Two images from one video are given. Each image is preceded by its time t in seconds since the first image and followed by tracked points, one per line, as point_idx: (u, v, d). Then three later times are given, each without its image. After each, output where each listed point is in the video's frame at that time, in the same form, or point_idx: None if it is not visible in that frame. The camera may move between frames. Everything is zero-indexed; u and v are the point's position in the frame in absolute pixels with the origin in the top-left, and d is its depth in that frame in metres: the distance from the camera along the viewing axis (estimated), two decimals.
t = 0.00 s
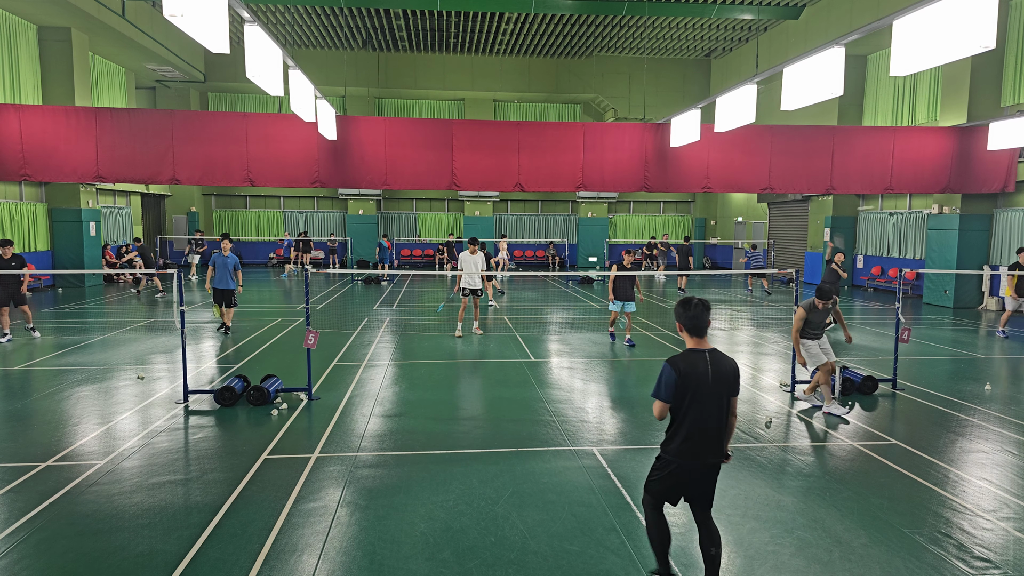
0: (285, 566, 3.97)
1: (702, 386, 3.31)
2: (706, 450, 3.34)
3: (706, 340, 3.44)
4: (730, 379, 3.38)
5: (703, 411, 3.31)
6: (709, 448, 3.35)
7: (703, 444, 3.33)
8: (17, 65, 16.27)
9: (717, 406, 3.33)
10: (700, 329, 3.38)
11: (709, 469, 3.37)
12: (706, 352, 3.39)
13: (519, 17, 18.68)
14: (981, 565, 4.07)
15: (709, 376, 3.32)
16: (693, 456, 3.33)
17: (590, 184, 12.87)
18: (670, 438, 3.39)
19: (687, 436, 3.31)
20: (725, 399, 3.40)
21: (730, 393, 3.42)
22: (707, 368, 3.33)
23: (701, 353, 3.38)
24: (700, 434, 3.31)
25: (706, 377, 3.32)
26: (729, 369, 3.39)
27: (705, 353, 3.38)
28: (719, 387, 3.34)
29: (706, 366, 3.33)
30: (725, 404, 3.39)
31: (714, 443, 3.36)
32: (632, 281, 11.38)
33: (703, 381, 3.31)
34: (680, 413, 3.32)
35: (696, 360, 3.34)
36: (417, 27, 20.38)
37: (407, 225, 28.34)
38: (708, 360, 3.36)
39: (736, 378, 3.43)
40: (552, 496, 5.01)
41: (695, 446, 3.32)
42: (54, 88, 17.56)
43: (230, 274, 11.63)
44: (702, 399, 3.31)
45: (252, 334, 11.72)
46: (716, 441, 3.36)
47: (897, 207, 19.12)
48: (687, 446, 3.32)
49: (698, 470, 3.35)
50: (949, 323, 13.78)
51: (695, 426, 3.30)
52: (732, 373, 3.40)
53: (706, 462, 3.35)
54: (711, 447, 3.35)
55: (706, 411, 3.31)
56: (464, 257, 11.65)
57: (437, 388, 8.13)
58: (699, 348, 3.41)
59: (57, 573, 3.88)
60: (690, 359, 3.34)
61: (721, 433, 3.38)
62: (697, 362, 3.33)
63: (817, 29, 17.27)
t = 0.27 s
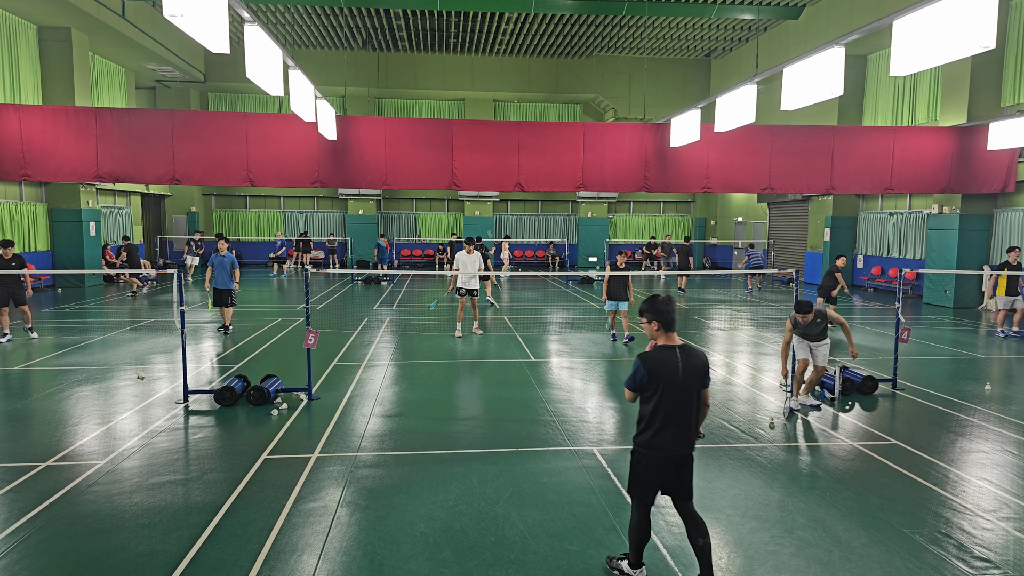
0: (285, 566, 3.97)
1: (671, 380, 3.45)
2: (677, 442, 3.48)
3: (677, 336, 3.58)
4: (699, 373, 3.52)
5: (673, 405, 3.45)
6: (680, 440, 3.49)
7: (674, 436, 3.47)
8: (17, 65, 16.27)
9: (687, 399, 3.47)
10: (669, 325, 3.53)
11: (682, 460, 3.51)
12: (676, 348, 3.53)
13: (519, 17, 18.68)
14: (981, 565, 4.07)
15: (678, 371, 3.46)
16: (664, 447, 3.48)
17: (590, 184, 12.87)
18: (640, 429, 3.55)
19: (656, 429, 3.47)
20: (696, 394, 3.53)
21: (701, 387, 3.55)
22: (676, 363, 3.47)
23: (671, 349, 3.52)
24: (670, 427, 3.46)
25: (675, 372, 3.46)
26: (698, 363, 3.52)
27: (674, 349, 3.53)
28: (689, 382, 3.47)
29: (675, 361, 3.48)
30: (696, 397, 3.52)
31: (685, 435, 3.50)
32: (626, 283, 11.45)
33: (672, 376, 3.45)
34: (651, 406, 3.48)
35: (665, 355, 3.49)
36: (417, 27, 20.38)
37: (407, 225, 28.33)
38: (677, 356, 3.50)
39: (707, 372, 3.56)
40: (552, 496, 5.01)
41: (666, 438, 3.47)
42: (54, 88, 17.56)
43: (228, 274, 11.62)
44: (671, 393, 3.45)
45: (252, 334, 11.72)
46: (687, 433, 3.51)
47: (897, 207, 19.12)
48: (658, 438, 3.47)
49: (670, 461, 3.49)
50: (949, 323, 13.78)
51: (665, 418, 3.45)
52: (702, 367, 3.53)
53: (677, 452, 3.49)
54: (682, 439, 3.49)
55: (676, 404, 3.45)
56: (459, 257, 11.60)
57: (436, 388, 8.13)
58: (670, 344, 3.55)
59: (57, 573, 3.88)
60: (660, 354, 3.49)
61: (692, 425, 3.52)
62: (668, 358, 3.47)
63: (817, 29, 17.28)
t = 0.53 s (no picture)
0: (285, 566, 3.97)
1: (643, 373, 3.64)
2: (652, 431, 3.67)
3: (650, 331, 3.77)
4: (672, 366, 3.70)
5: (646, 396, 3.64)
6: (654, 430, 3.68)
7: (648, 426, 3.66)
8: (17, 65, 16.27)
9: (659, 390, 3.66)
10: (641, 321, 3.71)
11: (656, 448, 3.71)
12: (649, 343, 3.71)
13: (519, 17, 18.68)
14: (981, 565, 4.07)
15: (650, 364, 3.65)
16: (639, 437, 3.67)
17: (590, 184, 12.87)
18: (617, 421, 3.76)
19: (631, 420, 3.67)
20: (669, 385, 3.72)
21: (674, 379, 3.73)
22: (649, 357, 3.66)
23: (644, 344, 3.71)
24: (645, 417, 3.66)
25: (648, 365, 3.65)
26: (671, 356, 3.70)
27: (647, 344, 3.71)
28: (661, 374, 3.66)
29: (647, 355, 3.66)
30: (669, 389, 3.71)
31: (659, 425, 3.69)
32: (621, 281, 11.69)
33: (644, 369, 3.64)
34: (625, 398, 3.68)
35: (638, 350, 3.68)
36: (417, 27, 20.38)
37: (407, 225, 28.33)
38: (650, 350, 3.68)
39: (680, 365, 3.74)
40: (552, 496, 5.01)
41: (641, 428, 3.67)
42: (54, 88, 17.56)
43: (226, 274, 11.62)
44: (644, 385, 3.64)
45: (252, 334, 11.72)
46: (661, 423, 3.70)
47: (897, 207, 19.12)
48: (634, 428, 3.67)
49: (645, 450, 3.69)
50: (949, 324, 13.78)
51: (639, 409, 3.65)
52: (674, 360, 3.72)
53: (652, 441, 3.69)
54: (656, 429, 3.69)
55: (649, 395, 3.64)
56: (454, 257, 11.60)
57: (436, 388, 8.13)
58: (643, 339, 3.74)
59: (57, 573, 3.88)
60: (634, 349, 3.68)
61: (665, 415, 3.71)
62: (639, 353, 3.66)
63: (817, 29, 17.27)
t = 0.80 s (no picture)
0: (285, 566, 3.97)
1: (624, 371, 3.69)
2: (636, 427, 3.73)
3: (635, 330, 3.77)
4: (655, 366, 3.71)
5: (628, 394, 3.71)
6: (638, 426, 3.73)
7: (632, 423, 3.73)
8: (18, 65, 16.27)
9: (641, 388, 3.70)
10: (623, 320, 3.72)
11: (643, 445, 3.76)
12: (632, 342, 3.73)
13: (519, 17, 18.68)
14: (981, 565, 4.07)
15: (632, 363, 3.68)
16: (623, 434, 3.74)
17: (590, 184, 12.87)
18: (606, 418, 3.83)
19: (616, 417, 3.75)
20: (654, 383, 3.73)
21: (659, 377, 3.73)
22: (630, 356, 3.69)
23: (627, 343, 3.73)
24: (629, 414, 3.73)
25: (628, 364, 3.69)
26: (656, 355, 3.71)
27: (630, 343, 3.73)
28: (644, 373, 3.69)
29: (629, 354, 3.70)
30: (654, 386, 3.73)
31: (642, 422, 3.73)
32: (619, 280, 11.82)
33: (625, 368, 3.69)
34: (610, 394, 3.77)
35: (620, 349, 3.72)
36: (417, 27, 20.38)
37: (407, 225, 28.34)
38: (633, 349, 3.71)
39: (666, 363, 3.72)
40: (552, 496, 5.01)
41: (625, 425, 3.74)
42: (54, 88, 17.56)
43: (226, 273, 11.61)
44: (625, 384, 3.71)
45: (253, 334, 11.72)
46: (647, 420, 3.74)
47: (897, 208, 19.13)
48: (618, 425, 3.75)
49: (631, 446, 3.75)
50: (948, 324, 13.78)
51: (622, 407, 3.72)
52: (658, 358, 3.72)
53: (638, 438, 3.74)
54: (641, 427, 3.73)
55: (631, 394, 3.71)
56: (452, 256, 11.60)
57: (436, 388, 8.13)
58: (627, 338, 3.75)
59: (57, 573, 3.88)
60: (617, 347, 3.73)
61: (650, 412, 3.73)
62: (622, 351, 3.71)
63: (817, 30, 17.28)
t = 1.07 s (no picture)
0: (285, 566, 3.97)
1: (620, 369, 3.72)
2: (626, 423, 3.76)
3: (634, 328, 3.79)
4: (650, 366, 3.76)
5: (621, 391, 3.74)
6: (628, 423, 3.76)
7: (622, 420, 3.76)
8: (18, 65, 16.27)
9: (635, 386, 3.73)
10: (623, 319, 3.74)
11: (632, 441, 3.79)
12: (630, 341, 3.74)
13: (519, 17, 18.68)
14: (981, 565, 4.07)
15: (628, 361, 3.71)
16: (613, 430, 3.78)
17: (590, 184, 12.87)
18: (597, 411, 3.88)
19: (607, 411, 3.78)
20: (647, 382, 3.77)
21: (652, 377, 3.78)
22: (627, 354, 3.72)
23: (625, 341, 3.74)
24: (619, 410, 3.75)
25: (624, 362, 3.72)
26: (651, 355, 3.75)
27: (629, 341, 3.74)
28: (639, 371, 3.72)
29: (626, 351, 3.72)
30: (646, 386, 3.77)
31: (633, 420, 3.77)
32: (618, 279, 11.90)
33: (621, 366, 3.72)
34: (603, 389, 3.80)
35: (618, 346, 3.74)
36: (417, 27, 20.38)
37: (407, 225, 28.34)
38: (630, 347, 3.73)
39: (660, 363, 3.77)
40: (552, 496, 5.01)
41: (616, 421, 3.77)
42: (54, 88, 17.56)
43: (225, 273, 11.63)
44: (619, 381, 3.73)
45: (253, 334, 11.72)
46: (637, 417, 3.77)
47: (897, 207, 19.12)
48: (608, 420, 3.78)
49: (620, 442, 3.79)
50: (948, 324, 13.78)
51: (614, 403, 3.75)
52: (654, 358, 3.76)
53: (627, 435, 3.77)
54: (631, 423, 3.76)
55: (623, 390, 3.74)
56: (453, 257, 11.57)
57: (437, 388, 8.13)
58: (626, 335, 3.77)
59: (57, 573, 3.89)
60: (614, 344, 3.75)
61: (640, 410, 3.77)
62: (619, 348, 3.72)
63: (817, 29, 17.27)
